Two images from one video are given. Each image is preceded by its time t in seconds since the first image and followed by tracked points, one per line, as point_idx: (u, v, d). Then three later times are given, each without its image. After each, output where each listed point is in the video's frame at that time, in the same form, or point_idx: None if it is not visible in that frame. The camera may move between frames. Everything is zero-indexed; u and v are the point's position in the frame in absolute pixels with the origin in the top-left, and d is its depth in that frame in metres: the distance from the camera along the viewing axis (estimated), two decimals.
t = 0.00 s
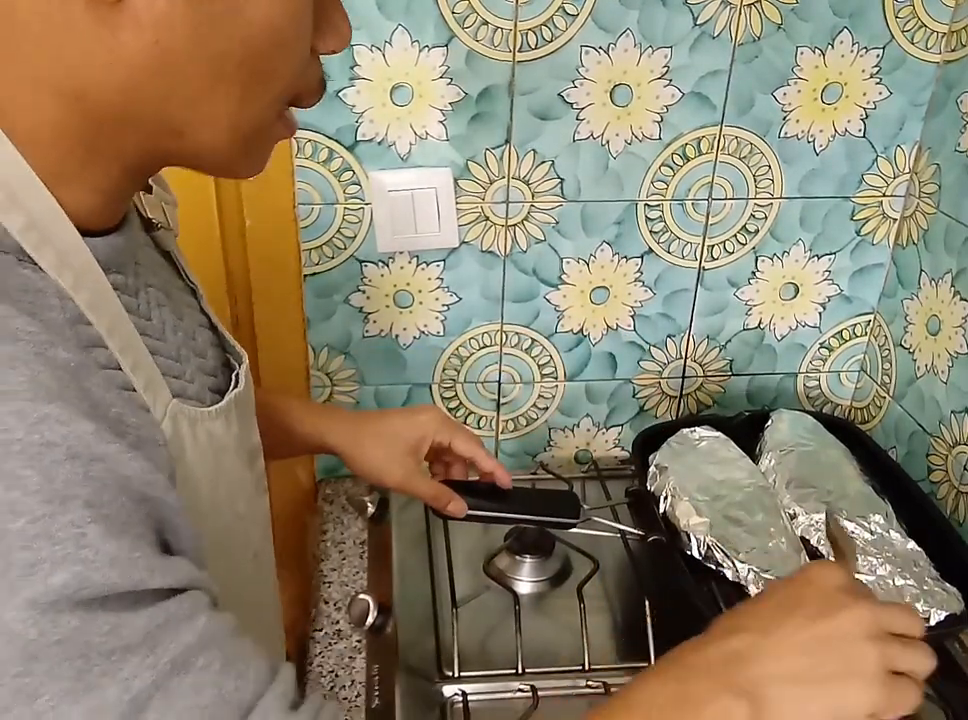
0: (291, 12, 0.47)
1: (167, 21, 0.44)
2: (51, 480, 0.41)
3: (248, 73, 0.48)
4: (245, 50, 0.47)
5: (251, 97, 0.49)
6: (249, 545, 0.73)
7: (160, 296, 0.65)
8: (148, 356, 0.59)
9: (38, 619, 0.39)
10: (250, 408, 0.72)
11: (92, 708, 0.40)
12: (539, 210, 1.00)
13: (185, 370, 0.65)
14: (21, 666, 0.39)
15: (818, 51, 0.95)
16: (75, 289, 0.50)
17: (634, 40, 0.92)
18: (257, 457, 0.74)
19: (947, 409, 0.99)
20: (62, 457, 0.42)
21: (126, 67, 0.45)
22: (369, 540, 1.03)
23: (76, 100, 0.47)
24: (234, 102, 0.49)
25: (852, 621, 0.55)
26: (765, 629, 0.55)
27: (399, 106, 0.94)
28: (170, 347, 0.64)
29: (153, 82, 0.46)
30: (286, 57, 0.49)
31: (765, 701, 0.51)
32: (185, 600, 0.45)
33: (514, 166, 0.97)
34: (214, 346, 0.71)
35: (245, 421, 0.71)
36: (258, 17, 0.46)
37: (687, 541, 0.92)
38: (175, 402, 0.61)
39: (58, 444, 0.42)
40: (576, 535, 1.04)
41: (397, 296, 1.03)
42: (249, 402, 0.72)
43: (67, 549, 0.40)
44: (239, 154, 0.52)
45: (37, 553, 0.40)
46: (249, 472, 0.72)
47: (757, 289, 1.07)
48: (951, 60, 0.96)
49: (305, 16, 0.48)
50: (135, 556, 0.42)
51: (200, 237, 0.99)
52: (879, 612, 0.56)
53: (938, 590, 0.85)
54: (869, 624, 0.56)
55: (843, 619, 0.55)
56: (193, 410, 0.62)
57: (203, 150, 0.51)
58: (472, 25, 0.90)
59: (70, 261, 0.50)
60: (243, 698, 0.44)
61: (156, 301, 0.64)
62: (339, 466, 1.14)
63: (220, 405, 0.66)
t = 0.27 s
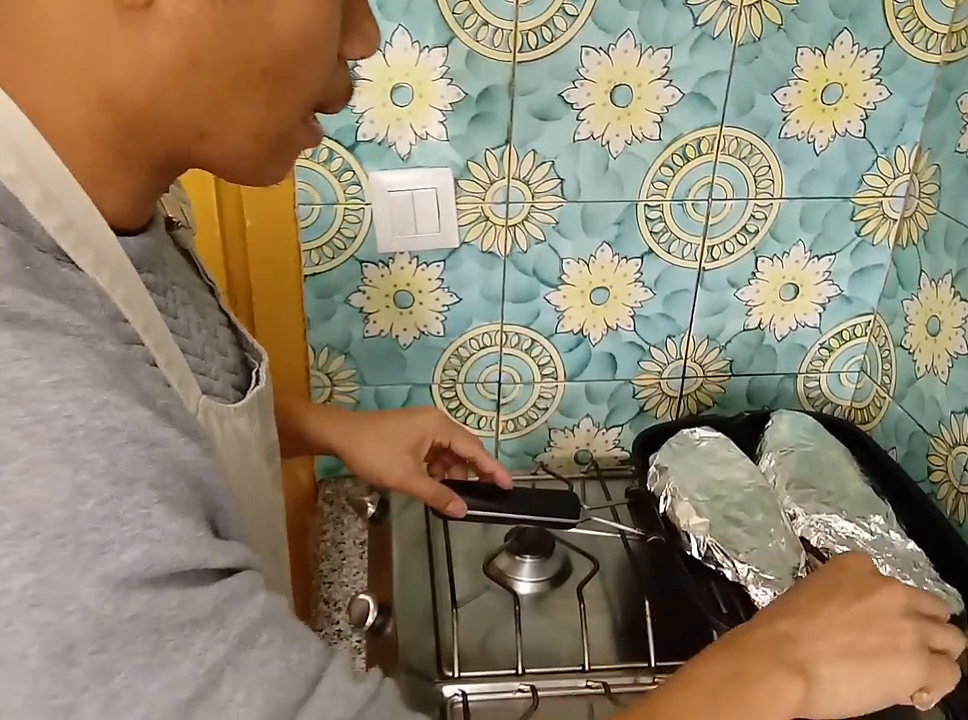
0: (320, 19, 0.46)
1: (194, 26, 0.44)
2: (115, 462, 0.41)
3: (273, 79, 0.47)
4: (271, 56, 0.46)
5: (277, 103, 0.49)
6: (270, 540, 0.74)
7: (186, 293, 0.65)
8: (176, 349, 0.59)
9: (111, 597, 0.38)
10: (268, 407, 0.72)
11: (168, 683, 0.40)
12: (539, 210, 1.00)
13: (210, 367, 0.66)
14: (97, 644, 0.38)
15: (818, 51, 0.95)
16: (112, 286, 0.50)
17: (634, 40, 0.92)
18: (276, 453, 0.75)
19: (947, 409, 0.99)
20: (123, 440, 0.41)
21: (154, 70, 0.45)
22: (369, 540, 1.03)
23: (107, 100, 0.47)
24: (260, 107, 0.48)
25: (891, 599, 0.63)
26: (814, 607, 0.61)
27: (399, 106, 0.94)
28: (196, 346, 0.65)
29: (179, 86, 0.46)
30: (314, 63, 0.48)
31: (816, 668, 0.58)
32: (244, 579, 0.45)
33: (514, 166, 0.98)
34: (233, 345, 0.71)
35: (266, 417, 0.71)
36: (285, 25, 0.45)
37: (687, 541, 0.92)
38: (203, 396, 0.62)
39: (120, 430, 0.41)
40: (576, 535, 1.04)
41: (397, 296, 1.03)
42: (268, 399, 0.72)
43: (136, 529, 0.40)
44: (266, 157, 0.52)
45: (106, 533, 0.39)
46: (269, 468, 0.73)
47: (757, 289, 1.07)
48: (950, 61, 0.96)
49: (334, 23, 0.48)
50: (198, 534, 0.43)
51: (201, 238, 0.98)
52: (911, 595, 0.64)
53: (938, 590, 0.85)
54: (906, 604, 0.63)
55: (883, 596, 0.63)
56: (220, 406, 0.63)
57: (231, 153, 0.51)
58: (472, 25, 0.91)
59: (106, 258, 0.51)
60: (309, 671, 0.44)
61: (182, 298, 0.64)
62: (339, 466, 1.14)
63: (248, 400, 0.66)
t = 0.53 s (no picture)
0: (353, 33, 0.48)
1: (232, 36, 0.46)
2: (154, 458, 0.42)
3: (304, 89, 0.49)
4: (305, 67, 0.48)
5: (310, 114, 0.51)
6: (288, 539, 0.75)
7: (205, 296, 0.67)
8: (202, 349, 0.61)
9: (157, 588, 0.39)
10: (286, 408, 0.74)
11: (210, 674, 0.40)
12: (539, 209, 1.00)
13: (231, 368, 0.67)
14: (139, 636, 0.39)
15: (818, 51, 0.95)
16: (140, 290, 0.53)
17: (634, 40, 0.92)
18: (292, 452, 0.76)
19: (947, 409, 0.99)
20: (161, 437, 0.43)
21: (191, 77, 0.47)
22: (370, 541, 1.03)
23: (144, 104, 0.49)
24: (293, 116, 0.50)
25: (886, 595, 0.64)
26: (813, 608, 0.63)
27: (399, 106, 0.94)
28: (218, 347, 0.67)
29: (216, 94, 0.48)
30: (346, 76, 0.50)
31: (823, 672, 0.59)
32: (278, 573, 0.46)
33: (514, 166, 0.97)
34: (251, 346, 0.73)
35: (285, 417, 0.72)
36: (320, 37, 0.48)
37: (687, 541, 0.92)
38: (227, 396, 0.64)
39: (157, 425, 0.43)
40: (576, 535, 1.04)
41: (397, 296, 1.03)
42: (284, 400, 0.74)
43: (174, 523, 0.41)
44: (295, 164, 0.54)
45: (146, 528, 0.40)
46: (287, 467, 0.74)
47: (757, 289, 1.07)
48: (951, 60, 0.96)
49: (367, 38, 0.50)
50: (236, 529, 0.44)
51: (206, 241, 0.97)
52: (905, 587, 0.65)
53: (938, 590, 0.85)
54: (899, 597, 0.64)
55: (877, 595, 0.63)
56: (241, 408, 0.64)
57: (260, 158, 0.53)
58: (472, 25, 0.90)
59: (134, 262, 0.53)
60: (346, 660, 0.46)
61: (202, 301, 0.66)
62: (340, 466, 1.14)
63: (269, 400, 0.68)
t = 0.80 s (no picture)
0: (357, 36, 0.49)
1: (236, 39, 0.46)
2: (160, 452, 0.42)
3: (308, 91, 0.49)
4: (309, 69, 0.48)
5: (314, 114, 0.51)
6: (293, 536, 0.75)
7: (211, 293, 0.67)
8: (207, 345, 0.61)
9: (162, 581, 0.39)
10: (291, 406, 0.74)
11: (216, 666, 0.40)
12: (539, 209, 1.00)
13: (237, 367, 0.67)
14: (145, 628, 0.39)
15: (818, 51, 0.95)
16: (148, 287, 0.53)
17: (634, 40, 0.92)
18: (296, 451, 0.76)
19: (947, 409, 0.99)
20: (167, 431, 0.43)
21: (195, 79, 0.47)
22: (369, 541, 1.03)
23: (147, 105, 0.49)
24: (297, 117, 0.51)
25: (891, 591, 0.64)
26: (816, 605, 0.63)
27: (399, 105, 0.94)
28: (224, 345, 0.67)
29: (220, 96, 0.48)
30: (349, 78, 0.50)
31: (827, 668, 0.59)
32: (282, 567, 0.46)
33: (514, 166, 0.97)
34: (255, 344, 0.73)
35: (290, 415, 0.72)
36: (324, 40, 0.48)
37: (687, 541, 0.92)
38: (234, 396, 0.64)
39: (163, 421, 0.43)
40: (576, 536, 1.04)
41: (397, 296, 1.03)
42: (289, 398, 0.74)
43: (180, 516, 0.41)
44: (298, 164, 0.54)
45: (152, 521, 0.40)
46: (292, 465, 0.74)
47: (757, 289, 1.07)
48: (951, 60, 0.96)
49: (370, 41, 0.50)
50: (242, 523, 0.44)
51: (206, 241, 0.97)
52: (909, 582, 0.65)
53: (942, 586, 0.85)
54: (903, 592, 0.65)
55: (882, 591, 0.64)
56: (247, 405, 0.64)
57: (263, 158, 0.53)
58: (472, 24, 0.90)
59: (141, 260, 0.53)
60: (350, 652, 0.46)
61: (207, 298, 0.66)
62: (340, 466, 1.14)
63: (274, 398, 0.68)
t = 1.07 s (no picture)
0: (354, 40, 0.49)
1: (233, 44, 0.46)
2: (159, 452, 0.42)
3: (306, 94, 0.50)
4: (306, 73, 0.48)
5: (312, 116, 0.51)
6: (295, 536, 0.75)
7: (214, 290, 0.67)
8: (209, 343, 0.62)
9: (163, 580, 0.39)
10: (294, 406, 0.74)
11: (217, 665, 0.40)
12: (539, 209, 1.00)
13: (242, 366, 0.68)
14: (146, 627, 0.39)
15: (818, 51, 0.95)
16: (150, 289, 0.53)
17: (634, 40, 0.92)
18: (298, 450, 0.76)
19: (947, 409, 0.99)
20: (167, 431, 0.43)
21: (192, 82, 0.48)
22: (370, 541, 1.03)
23: (145, 107, 0.49)
24: (295, 119, 0.51)
25: (900, 588, 0.64)
26: (824, 603, 0.63)
27: (399, 105, 0.94)
28: (229, 345, 0.67)
29: (218, 99, 0.48)
30: (347, 80, 0.50)
31: (835, 664, 0.59)
32: (284, 566, 0.45)
33: (514, 166, 0.98)
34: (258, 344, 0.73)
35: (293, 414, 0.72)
36: (321, 44, 0.48)
37: (687, 541, 0.92)
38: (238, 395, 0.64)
39: (163, 421, 0.43)
40: (576, 536, 1.04)
41: (397, 296, 1.03)
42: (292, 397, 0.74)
43: (180, 516, 0.41)
44: (298, 165, 0.54)
45: (152, 521, 0.40)
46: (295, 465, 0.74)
47: (757, 289, 1.07)
48: (951, 61, 0.96)
49: (368, 44, 0.50)
50: (243, 523, 0.44)
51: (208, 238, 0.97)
52: (918, 581, 0.66)
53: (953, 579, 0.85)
54: (912, 589, 0.65)
55: (892, 588, 0.64)
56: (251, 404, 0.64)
57: (262, 159, 0.53)
58: (473, 25, 0.90)
59: (143, 262, 0.53)
60: (352, 651, 0.45)
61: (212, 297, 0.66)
62: (340, 466, 1.14)
63: (277, 399, 0.68)
